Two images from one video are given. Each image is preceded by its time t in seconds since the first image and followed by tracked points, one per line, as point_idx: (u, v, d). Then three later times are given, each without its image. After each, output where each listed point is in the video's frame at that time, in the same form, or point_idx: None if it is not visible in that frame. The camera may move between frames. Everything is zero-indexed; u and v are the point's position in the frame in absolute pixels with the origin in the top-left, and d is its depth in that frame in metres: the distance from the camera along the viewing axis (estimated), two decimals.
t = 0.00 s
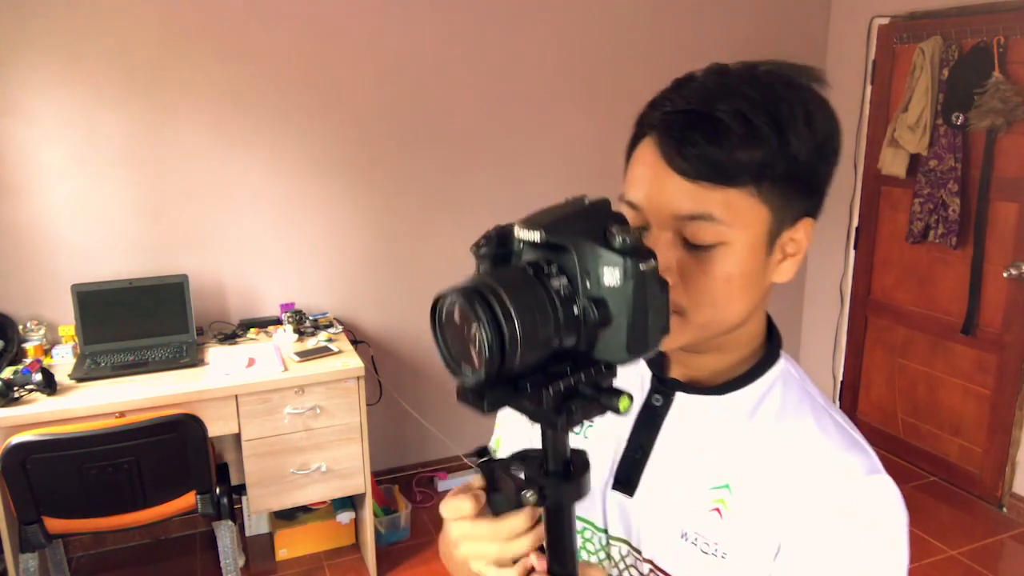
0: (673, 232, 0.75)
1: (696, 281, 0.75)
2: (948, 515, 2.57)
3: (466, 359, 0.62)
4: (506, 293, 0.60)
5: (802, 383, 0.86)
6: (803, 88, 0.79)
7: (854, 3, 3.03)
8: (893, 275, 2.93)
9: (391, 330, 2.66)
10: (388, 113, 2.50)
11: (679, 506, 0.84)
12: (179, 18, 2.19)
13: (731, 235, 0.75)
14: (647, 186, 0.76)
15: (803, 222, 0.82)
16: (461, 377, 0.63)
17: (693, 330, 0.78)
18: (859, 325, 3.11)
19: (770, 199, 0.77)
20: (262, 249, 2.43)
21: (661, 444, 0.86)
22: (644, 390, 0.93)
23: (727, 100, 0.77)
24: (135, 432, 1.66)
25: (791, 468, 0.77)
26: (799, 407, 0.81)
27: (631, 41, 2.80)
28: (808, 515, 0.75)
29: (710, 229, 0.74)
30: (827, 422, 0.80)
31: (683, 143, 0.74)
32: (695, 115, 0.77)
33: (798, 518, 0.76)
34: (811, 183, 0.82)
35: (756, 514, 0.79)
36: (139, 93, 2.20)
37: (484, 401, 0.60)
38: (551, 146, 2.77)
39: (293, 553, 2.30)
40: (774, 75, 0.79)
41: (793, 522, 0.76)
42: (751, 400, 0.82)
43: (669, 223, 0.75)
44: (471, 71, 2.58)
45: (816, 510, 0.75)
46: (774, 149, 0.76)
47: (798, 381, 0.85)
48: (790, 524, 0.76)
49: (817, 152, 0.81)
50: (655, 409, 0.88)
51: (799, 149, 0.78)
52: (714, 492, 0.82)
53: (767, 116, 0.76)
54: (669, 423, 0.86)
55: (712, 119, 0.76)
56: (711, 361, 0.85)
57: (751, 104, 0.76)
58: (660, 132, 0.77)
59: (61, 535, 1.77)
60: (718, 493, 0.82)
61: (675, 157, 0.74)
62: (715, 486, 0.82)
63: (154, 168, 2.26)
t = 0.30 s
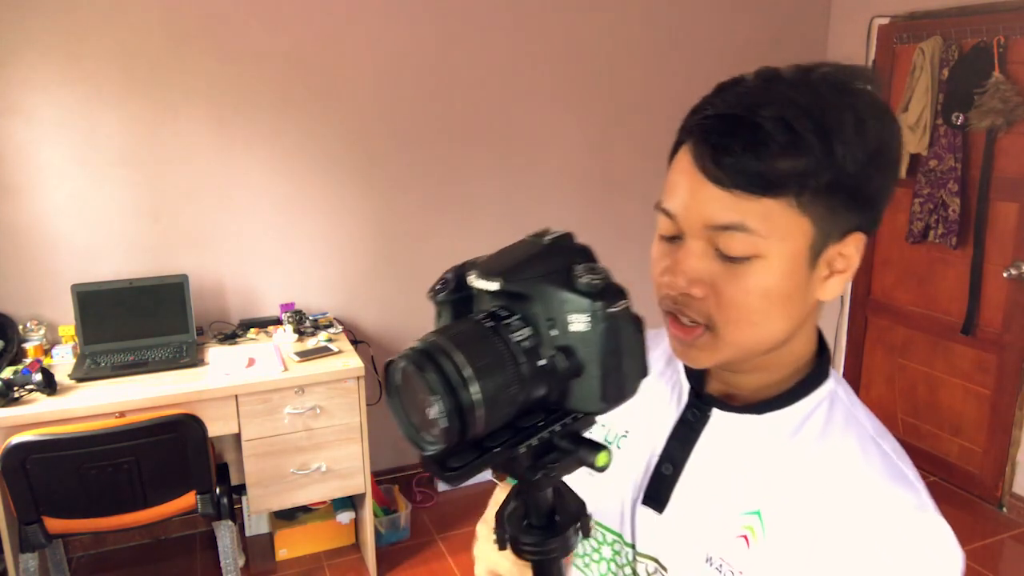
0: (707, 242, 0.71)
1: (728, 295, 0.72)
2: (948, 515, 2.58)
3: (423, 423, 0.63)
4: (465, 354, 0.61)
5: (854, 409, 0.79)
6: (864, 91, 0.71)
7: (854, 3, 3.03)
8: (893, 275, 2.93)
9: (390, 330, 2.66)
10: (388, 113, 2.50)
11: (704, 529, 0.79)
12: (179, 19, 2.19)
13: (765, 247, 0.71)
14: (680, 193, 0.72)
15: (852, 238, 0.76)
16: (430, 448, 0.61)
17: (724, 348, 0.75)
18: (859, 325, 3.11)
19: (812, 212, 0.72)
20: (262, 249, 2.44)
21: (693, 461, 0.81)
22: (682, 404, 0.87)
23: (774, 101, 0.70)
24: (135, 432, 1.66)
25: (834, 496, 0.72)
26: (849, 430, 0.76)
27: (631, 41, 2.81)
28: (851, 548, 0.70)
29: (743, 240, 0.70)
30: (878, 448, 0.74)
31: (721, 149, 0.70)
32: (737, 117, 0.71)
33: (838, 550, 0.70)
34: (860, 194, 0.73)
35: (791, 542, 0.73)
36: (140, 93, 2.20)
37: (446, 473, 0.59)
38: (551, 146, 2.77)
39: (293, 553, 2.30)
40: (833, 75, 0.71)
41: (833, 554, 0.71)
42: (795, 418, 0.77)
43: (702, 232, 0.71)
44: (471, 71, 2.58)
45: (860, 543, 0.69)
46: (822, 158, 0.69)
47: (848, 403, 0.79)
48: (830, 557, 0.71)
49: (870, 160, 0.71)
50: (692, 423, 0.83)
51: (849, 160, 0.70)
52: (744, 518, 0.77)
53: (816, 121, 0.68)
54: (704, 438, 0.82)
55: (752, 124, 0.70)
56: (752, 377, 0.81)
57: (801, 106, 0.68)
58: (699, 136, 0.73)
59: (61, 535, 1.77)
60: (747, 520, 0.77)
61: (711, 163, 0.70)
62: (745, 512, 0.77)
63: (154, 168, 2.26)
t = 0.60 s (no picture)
0: (769, 235, 0.74)
1: (797, 287, 0.74)
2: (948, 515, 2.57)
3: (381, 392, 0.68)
4: (415, 330, 0.64)
5: (864, 413, 0.78)
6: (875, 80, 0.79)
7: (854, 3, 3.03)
8: (893, 275, 2.93)
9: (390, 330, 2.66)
10: (388, 113, 2.50)
11: (707, 545, 0.80)
12: (179, 19, 2.19)
13: (823, 230, 0.75)
14: (733, 187, 0.75)
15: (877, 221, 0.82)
16: (380, 409, 0.65)
17: (794, 343, 0.76)
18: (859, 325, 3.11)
19: (858, 195, 0.77)
20: (262, 249, 2.43)
21: (699, 478, 0.82)
22: (688, 421, 0.87)
23: (805, 88, 0.74)
24: (135, 431, 1.66)
25: (840, 510, 0.72)
26: (857, 441, 0.75)
27: (631, 41, 2.80)
28: (857, 563, 0.70)
29: (811, 222, 0.74)
30: (887, 459, 0.73)
31: (769, 133, 0.74)
32: (773, 102, 0.75)
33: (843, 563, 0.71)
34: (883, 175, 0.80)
35: (795, 559, 0.74)
36: (140, 93, 2.20)
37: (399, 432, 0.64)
38: (552, 146, 2.77)
39: (293, 553, 2.30)
40: (848, 69, 0.77)
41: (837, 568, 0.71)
42: (802, 432, 0.77)
43: (767, 225, 0.74)
44: (471, 71, 2.57)
45: (866, 560, 0.69)
46: (860, 139, 0.75)
47: (859, 410, 0.78)
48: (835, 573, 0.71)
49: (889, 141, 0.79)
50: (698, 439, 0.83)
51: (879, 137, 0.77)
52: (745, 534, 0.78)
53: (849, 104, 0.74)
54: (711, 455, 0.82)
55: (792, 108, 0.74)
56: (763, 389, 0.81)
57: (832, 90, 0.74)
58: (739, 125, 0.76)
59: (61, 535, 1.77)
60: (748, 536, 0.77)
61: (762, 148, 0.74)
62: (747, 528, 0.78)
63: (154, 168, 2.26)
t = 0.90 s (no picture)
0: (737, 227, 0.77)
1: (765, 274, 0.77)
2: (947, 515, 2.58)
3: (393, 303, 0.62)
4: (435, 239, 0.59)
5: (837, 392, 0.78)
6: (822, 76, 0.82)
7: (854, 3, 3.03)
8: (893, 275, 2.93)
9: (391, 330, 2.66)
10: (388, 113, 2.50)
11: (690, 518, 0.78)
12: (179, 19, 2.19)
13: (788, 221, 0.78)
14: (702, 184, 0.76)
15: (831, 209, 0.85)
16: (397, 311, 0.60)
17: (764, 331, 0.78)
18: (859, 325, 3.11)
19: (815, 185, 0.80)
20: (262, 250, 2.43)
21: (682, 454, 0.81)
22: (666, 406, 0.87)
23: (760, 87, 0.77)
24: (136, 431, 1.66)
25: (809, 475, 0.71)
26: (829, 414, 0.74)
27: (631, 41, 2.80)
28: (828, 522, 0.68)
29: (774, 213, 0.77)
30: (858, 428, 0.73)
31: (730, 130, 0.75)
32: (732, 101, 0.76)
33: (816, 526, 0.69)
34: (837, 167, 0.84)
35: (772, 529, 0.72)
36: (140, 93, 2.20)
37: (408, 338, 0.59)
38: (551, 146, 2.77)
39: (293, 553, 2.30)
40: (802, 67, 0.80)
41: (810, 531, 0.69)
42: (772, 409, 0.77)
43: (735, 218, 0.76)
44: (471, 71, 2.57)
45: (837, 521, 0.68)
46: (813, 133, 0.78)
47: (830, 386, 0.77)
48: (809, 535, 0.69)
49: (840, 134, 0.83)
50: (675, 423, 0.82)
51: (832, 131, 0.80)
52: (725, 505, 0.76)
53: (801, 101, 0.77)
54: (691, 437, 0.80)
55: (751, 106, 0.76)
56: (733, 372, 0.81)
57: (788, 89, 0.77)
58: (702, 124, 0.77)
59: (61, 535, 1.77)
60: (729, 506, 0.76)
61: (726, 145, 0.75)
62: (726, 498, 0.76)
63: (154, 168, 2.26)
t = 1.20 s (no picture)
0: (704, 206, 0.78)
1: (735, 248, 0.78)
2: (947, 515, 2.58)
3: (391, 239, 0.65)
4: (431, 177, 0.62)
5: (799, 362, 0.80)
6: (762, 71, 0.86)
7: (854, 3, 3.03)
8: (893, 275, 2.93)
9: (391, 330, 2.66)
10: (387, 112, 2.49)
11: (659, 478, 0.80)
12: (178, 18, 2.19)
13: (750, 197, 0.80)
14: (668, 171, 0.78)
15: (784, 190, 0.88)
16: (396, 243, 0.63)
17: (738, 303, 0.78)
18: (859, 325, 3.11)
19: (769, 168, 0.83)
20: (262, 249, 2.43)
21: (655, 422, 0.82)
22: (638, 377, 0.89)
23: (711, 80, 0.79)
24: (136, 431, 1.66)
25: (765, 433, 0.73)
26: (788, 381, 0.77)
27: (630, 41, 2.80)
28: (780, 475, 0.71)
29: (737, 190, 0.79)
30: (814, 394, 0.75)
31: (687, 121, 0.78)
32: (686, 95, 0.79)
33: (771, 483, 0.71)
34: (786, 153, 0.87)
35: (732, 487, 0.74)
36: (139, 93, 2.20)
37: (401, 270, 0.61)
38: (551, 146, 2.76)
39: (293, 553, 2.30)
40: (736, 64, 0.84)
41: (766, 488, 0.72)
42: (736, 379, 0.78)
43: (702, 197, 0.78)
44: (471, 70, 2.57)
45: (786, 470, 0.70)
46: (763, 120, 0.81)
47: (789, 356, 0.80)
48: (764, 492, 0.72)
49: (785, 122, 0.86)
50: (648, 393, 0.84)
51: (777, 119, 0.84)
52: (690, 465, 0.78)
53: (748, 91, 0.81)
54: (663, 405, 0.82)
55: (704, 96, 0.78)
56: (702, 346, 0.82)
57: (733, 80, 0.80)
58: (661, 118, 0.79)
59: (61, 535, 1.77)
60: (694, 466, 0.78)
61: (685, 134, 0.78)
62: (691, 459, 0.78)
63: (154, 168, 2.26)
